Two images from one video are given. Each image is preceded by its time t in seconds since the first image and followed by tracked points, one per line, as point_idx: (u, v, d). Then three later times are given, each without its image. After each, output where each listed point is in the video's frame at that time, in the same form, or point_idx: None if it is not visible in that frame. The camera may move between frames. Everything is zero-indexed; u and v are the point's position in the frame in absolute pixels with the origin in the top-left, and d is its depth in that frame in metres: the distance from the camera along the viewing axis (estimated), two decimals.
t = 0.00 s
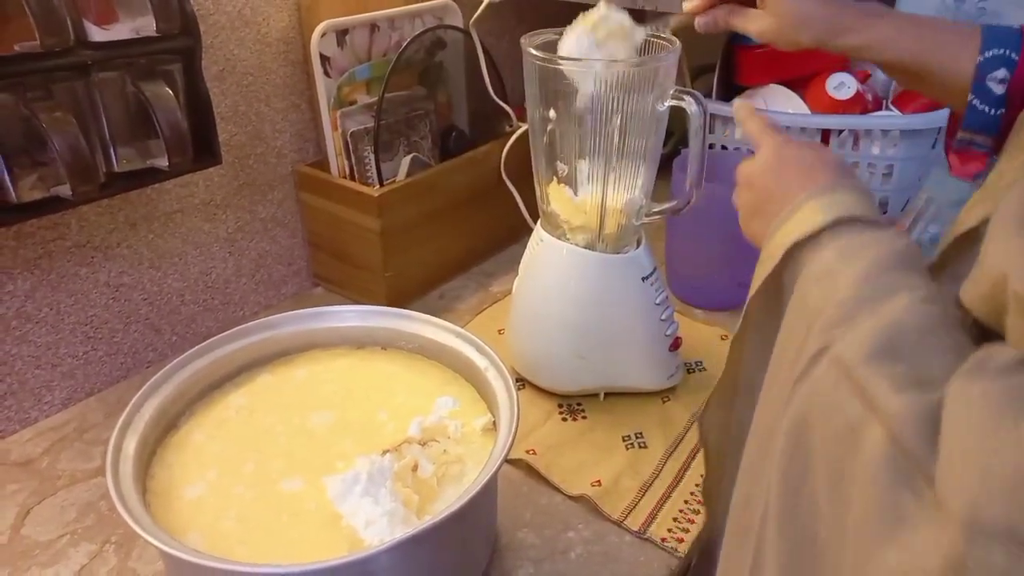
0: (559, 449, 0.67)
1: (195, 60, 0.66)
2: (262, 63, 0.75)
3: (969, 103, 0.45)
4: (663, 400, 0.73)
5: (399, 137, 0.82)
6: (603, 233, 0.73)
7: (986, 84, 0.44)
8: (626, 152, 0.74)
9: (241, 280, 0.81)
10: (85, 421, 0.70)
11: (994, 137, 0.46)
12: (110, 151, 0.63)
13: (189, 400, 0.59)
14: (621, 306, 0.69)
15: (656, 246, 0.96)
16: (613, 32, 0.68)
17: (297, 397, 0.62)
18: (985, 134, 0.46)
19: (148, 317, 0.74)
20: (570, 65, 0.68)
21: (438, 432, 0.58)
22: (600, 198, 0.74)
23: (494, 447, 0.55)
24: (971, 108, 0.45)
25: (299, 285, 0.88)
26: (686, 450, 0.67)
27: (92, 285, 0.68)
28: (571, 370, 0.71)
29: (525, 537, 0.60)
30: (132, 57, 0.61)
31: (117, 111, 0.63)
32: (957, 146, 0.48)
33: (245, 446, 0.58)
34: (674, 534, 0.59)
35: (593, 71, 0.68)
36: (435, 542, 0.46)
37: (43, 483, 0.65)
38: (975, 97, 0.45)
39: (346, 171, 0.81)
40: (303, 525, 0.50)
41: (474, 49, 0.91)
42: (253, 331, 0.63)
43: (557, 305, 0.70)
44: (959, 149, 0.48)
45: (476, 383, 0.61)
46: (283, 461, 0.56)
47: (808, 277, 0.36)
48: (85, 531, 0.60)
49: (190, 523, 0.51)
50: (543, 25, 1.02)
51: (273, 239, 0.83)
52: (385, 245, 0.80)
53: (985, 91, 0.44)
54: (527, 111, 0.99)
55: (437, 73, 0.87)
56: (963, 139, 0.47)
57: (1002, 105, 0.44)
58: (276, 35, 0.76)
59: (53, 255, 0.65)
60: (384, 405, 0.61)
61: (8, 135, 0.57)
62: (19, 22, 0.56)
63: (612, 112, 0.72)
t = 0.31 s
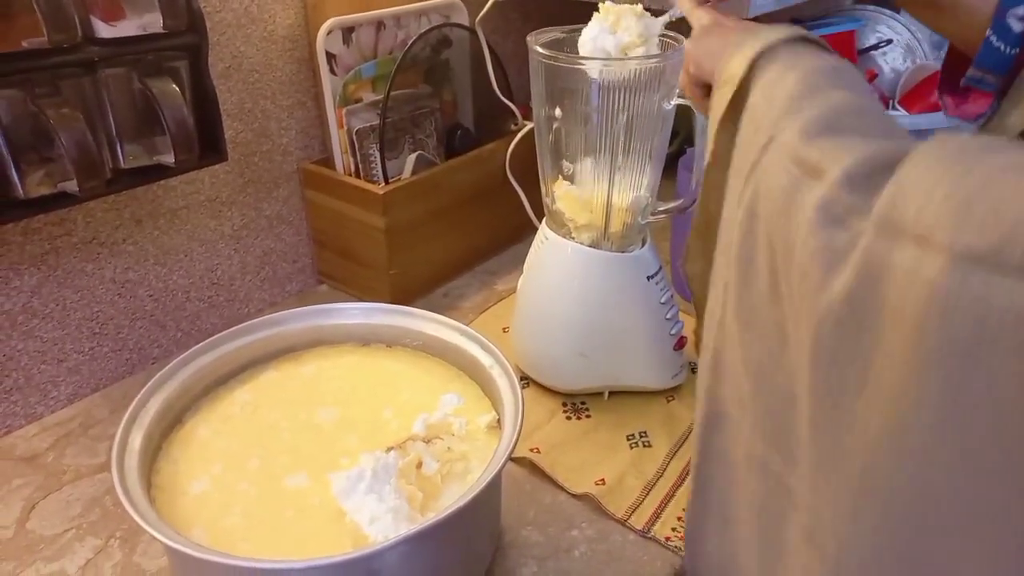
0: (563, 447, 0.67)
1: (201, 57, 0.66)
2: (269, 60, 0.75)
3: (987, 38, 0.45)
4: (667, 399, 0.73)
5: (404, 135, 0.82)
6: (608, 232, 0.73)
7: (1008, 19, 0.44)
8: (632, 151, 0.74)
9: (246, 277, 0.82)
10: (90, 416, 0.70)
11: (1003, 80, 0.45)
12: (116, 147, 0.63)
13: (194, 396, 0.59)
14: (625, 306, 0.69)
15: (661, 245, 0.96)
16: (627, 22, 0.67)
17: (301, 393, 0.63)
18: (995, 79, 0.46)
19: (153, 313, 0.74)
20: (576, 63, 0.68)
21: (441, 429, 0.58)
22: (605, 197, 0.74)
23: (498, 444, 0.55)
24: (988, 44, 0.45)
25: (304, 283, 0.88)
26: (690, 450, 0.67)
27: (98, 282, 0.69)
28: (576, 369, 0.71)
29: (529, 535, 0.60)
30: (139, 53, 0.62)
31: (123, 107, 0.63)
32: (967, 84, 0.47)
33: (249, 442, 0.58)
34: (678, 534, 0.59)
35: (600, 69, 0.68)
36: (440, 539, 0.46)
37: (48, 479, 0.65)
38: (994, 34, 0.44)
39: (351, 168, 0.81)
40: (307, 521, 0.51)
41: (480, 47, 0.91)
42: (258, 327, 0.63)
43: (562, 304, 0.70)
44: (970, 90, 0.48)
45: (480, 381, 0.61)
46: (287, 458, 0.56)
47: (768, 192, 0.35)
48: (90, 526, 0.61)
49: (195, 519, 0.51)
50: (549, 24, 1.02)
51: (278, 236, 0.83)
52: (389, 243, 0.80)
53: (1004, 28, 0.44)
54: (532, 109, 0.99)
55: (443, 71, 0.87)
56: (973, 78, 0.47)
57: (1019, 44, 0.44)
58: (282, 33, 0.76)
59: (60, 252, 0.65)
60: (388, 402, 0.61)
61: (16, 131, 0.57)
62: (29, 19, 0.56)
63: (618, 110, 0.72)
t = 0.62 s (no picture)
0: (566, 442, 0.67)
1: (205, 52, 0.66)
2: (272, 55, 0.75)
3: (994, 9, 0.51)
4: (671, 395, 0.73)
5: (408, 130, 0.82)
6: (612, 228, 0.73)
7: None
8: (636, 146, 0.74)
9: (250, 273, 0.82)
10: (95, 411, 0.71)
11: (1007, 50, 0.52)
12: (120, 142, 0.63)
13: (198, 390, 0.60)
14: (628, 301, 0.69)
15: (665, 240, 0.96)
16: (632, 15, 0.67)
17: (305, 388, 0.63)
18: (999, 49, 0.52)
19: (157, 308, 0.74)
20: (580, 58, 0.68)
21: (445, 424, 0.58)
22: (609, 192, 0.74)
23: (502, 440, 0.55)
24: (995, 16, 0.51)
25: (308, 278, 0.88)
26: (694, 446, 0.67)
27: (102, 277, 0.69)
28: (579, 365, 0.71)
29: (533, 530, 0.60)
30: (143, 48, 0.62)
31: (127, 101, 0.63)
32: (973, 56, 0.54)
33: (254, 436, 0.58)
34: (682, 529, 0.58)
35: (603, 64, 0.67)
36: (444, 533, 0.46)
37: (53, 472, 0.65)
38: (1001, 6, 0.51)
39: (354, 163, 0.81)
40: (310, 515, 0.51)
41: (484, 42, 0.90)
42: (262, 322, 0.63)
43: (565, 300, 0.70)
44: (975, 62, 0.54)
45: (483, 376, 0.61)
46: (291, 452, 0.56)
47: (775, 188, 0.38)
48: (95, 520, 0.61)
49: (199, 512, 0.51)
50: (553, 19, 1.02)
51: (282, 231, 0.83)
52: (393, 239, 0.80)
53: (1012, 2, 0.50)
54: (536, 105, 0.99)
55: (447, 67, 0.87)
56: (979, 50, 0.53)
57: None
58: (286, 28, 0.76)
59: (64, 246, 0.65)
60: (392, 397, 0.61)
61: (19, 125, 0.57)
62: (34, 12, 0.56)
63: (622, 105, 0.71)
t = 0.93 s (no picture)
0: (571, 445, 0.67)
1: (212, 53, 0.66)
2: (278, 57, 0.75)
3: None
4: (676, 398, 0.73)
5: (413, 131, 0.82)
6: (617, 231, 0.73)
7: None
8: (642, 148, 0.74)
9: (254, 274, 0.82)
10: (99, 412, 0.71)
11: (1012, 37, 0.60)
12: (127, 142, 0.63)
13: (203, 392, 0.60)
14: (633, 304, 0.69)
15: (670, 243, 0.96)
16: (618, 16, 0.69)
17: (310, 390, 0.63)
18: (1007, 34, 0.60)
19: (162, 309, 0.74)
20: (586, 60, 0.68)
21: (450, 426, 0.58)
22: (614, 195, 0.74)
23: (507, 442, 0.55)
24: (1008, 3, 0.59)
25: (313, 279, 0.88)
26: (698, 449, 0.67)
27: (107, 277, 0.69)
28: (584, 368, 0.71)
29: (537, 533, 0.60)
30: (150, 48, 0.62)
31: (134, 102, 0.63)
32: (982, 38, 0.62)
33: (258, 438, 0.58)
34: (687, 533, 0.58)
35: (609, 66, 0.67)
36: (449, 536, 0.46)
37: (58, 473, 0.65)
38: None
39: (359, 165, 0.81)
40: (315, 517, 0.51)
41: (489, 44, 0.90)
42: (267, 323, 0.63)
43: (570, 302, 0.70)
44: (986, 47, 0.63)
45: (488, 378, 0.61)
46: (296, 454, 0.56)
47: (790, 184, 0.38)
48: (99, 521, 0.61)
49: (204, 514, 0.51)
50: (559, 21, 1.02)
51: (287, 232, 0.83)
52: (398, 240, 0.80)
53: None
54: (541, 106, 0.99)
55: (452, 68, 0.87)
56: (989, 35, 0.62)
57: None
58: (292, 30, 0.76)
59: (70, 247, 0.65)
60: (397, 399, 0.61)
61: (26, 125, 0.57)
62: (42, 13, 0.56)
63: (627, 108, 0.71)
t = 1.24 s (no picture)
0: (570, 446, 0.67)
1: (212, 54, 0.66)
2: (279, 58, 0.75)
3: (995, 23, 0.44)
4: (676, 400, 0.73)
5: (413, 133, 0.82)
6: (617, 233, 0.73)
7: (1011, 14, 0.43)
8: (642, 150, 0.74)
9: (254, 275, 0.82)
10: (99, 412, 0.71)
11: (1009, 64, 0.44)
12: (127, 143, 0.64)
13: (203, 393, 0.60)
14: (633, 306, 0.69)
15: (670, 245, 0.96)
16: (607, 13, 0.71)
17: (310, 391, 0.63)
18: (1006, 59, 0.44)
19: (162, 309, 0.74)
20: (587, 62, 0.68)
21: (449, 427, 0.58)
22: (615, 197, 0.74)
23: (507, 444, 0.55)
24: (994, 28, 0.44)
25: (313, 280, 0.89)
26: (698, 451, 0.67)
27: (108, 278, 0.69)
28: (584, 370, 0.71)
29: (537, 534, 0.60)
30: (151, 50, 0.62)
31: (135, 104, 0.63)
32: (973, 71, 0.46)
33: (258, 439, 0.58)
34: (687, 534, 0.58)
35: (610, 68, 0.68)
36: (449, 536, 0.46)
37: (58, 473, 0.65)
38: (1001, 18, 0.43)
39: (360, 166, 0.81)
40: (315, 518, 0.51)
41: (490, 46, 0.90)
42: (267, 324, 0.63)
43: (570, 304, 0.70)
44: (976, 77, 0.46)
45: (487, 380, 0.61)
46: (296, 455, 0.56)
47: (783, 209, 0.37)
48: (99, 521, 0.61)
49: (204, 514, 0.51)
50: (559, 23, 1.02)
51: (287, 233, 0.84)
52: (398, 242, 0.80)
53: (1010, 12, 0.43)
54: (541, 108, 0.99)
55: (453, 70, 0.87)
56: (979, 64, 0.45)
57: None
58: (293, 31, 0.76)
59: (70, 248, 0.65)
60: (397, 400, 0.61)
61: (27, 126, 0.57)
62: (43, 13, 0.56)
63: (628, 110, 0.71)
